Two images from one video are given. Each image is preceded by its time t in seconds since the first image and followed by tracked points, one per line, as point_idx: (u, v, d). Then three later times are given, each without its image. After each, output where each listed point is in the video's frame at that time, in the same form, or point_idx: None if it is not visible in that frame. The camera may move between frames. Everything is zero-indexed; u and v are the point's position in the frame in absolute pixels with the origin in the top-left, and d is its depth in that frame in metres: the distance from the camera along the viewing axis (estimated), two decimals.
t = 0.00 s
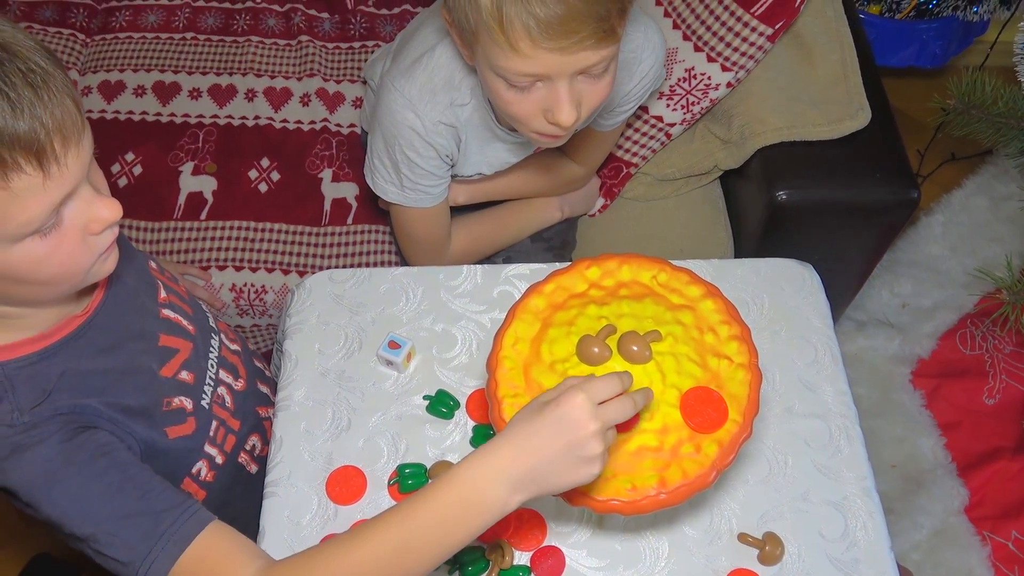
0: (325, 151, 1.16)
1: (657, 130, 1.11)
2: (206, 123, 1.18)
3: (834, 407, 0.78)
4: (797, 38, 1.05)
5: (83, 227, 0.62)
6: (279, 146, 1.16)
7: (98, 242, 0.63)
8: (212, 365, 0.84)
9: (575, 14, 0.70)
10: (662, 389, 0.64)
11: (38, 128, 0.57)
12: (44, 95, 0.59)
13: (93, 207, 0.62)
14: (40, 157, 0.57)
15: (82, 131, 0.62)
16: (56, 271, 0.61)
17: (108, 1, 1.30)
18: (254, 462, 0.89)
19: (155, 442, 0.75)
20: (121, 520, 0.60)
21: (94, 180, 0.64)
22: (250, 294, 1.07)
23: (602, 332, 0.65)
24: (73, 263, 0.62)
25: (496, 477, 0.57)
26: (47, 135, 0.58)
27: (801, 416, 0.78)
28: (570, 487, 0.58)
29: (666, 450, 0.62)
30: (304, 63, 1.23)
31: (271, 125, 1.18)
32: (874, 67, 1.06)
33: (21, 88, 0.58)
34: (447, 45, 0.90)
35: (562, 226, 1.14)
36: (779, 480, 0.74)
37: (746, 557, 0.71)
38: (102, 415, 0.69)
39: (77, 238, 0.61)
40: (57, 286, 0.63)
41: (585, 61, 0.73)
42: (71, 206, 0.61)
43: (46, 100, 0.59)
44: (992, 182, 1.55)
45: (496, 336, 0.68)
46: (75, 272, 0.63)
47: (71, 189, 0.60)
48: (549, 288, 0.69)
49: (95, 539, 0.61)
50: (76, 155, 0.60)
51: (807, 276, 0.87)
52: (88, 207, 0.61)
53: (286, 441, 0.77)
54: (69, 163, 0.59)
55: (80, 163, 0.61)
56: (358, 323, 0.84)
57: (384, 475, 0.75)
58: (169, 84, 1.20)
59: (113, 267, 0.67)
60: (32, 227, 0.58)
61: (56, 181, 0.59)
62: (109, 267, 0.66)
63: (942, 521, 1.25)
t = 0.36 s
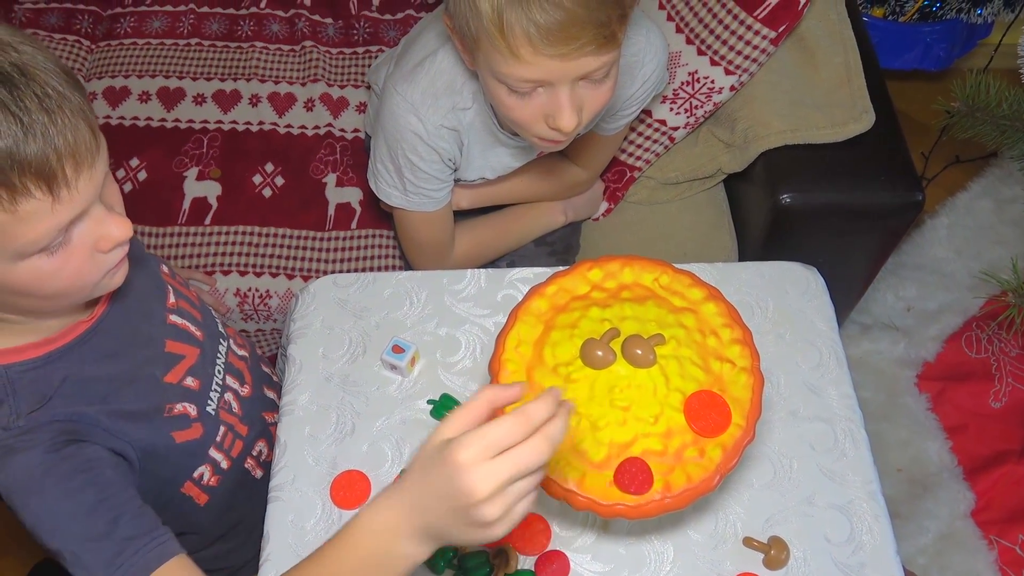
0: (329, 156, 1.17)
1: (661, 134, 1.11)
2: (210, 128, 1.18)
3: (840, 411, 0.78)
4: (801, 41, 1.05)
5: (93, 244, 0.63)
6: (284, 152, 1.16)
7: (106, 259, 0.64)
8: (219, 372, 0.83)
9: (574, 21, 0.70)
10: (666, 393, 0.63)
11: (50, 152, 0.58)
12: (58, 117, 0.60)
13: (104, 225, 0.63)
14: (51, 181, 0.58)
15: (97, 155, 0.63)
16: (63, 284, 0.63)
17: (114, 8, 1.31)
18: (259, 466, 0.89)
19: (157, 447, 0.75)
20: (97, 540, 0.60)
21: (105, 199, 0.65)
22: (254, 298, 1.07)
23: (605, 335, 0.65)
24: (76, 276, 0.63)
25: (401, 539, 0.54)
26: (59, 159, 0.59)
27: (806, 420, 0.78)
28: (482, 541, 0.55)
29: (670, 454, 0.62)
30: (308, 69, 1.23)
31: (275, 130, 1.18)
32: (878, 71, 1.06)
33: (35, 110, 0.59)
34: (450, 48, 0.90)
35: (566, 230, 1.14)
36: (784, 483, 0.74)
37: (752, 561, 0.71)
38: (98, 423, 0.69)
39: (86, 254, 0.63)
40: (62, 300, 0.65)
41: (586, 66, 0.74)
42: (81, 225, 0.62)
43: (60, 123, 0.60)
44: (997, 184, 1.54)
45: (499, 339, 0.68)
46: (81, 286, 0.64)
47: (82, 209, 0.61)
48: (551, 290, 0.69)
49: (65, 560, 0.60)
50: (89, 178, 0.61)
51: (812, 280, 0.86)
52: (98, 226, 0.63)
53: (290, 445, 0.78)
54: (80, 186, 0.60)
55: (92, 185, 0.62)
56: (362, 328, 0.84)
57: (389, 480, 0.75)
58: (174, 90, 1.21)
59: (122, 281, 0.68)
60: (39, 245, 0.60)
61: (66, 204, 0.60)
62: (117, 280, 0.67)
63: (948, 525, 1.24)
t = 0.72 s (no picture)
0: (332, 161, 1.17)
1: (661, 137, 1.11)
2: (213, 134, 1.19)
3: (842, 412, 0.78)
4: (801, 44, 1.05)
5: (100, 260, 0.64)
6: (286, 157, 1.17)
7: (114, 275, 0.65)
8: (221, 378, 0.86)
9: (566, 23, 0.71)
10: (667, 394, 0.63)
11: (62, 175, 0.59)
12: (71, 137, 0.61)
13: (113, 242, 0.64)
14: (61, 205, 0.59)
15: (112, 177, 0.64)
16: (68, 297, 0.64)
17: (118, 15, 1.32)
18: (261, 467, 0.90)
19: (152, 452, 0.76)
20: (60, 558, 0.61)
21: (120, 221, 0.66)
22: (257, 303, 1.07)
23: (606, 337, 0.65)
24: (81, 289, 0.64)
25: (199, 548, 0.69)
26: (72, 182, 0.60)
27: (808, 421, 0.78)
28: None
29: (673, 455, 0.62)
30: (310, 74, 1.24)
31: (278, 135, 1.19)
32: (879, 73, 1.06)
33: (49, 130, 0.60)
34: (449, 51, 0.90)
35: (567, 234, 1.15)
36: (785, 484, 0.74)
37: (754, 562, 0.71)
38: (83, 429, 0.71)
39: (93, 269, 0.64)
40: (68, 310, 0.66)
41: (579, 68, 0.74)
42: (90, 242, 0.63)
43: (73, 144, 0.61)
44: (999, 186, 1.54)
45: (500, 341, 0.68)
46: (87, 299, 0.65)
47: (94, 228, 0.63)
48: (551, 290, 0.69)
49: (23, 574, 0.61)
50: (101, 200, 0.62)
51: (813, 282, 0.86)
52: (108, 242, 0.64)
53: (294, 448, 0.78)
54: (91, 208, 0.62)
55: (104, 207, 0.63)
56: (364, 331, 0.85)
57: (391, 483, 0.76)
58: (177, 96, 1.22)
59: (129, 293, 0.69)
60: (48, 262, 0.61)
61: (76, 225, 0.61)
62: (124, 292, 0.68)
63: (953, 527, 1.24)
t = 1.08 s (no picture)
0: (336, 162, 1.18)
1: (670, 136, 1.12)
2: (218, 136, 1.19)
3: (847, 410, 0.78)
4: (806, 44, 1.06)
5: (106, 248, 0.63)
6: (290, 158, 1.18)
7: (119, 263, 0.65)
8: (229, 375, 0.86)
9: None
10: (674, 391, 0.63)
11: (67, 154, 0.58)
12: (76, 116, 0.59)
13: (118, 228, 0.63)
14: (66, 185, 0.58)
15: (114, 157, 0.62)
16: (72, 283, 0.63)
17: (123, 19, 1.33)
18: (266, 468, 0.93)
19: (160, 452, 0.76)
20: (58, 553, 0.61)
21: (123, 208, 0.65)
22: (264, 304, 1.08)
23: (611, 336, 0.64)
24: (85, 275, 0.63)
25: None
26: (76, 162, 0.59)
27: (813, 419, 0.78)
28: None
29: (680, 452, 0.62)
30: (314, 75, 1.25)
31: (282, 137, 1.20)
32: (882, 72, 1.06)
33: (53, 106, 0.58)
34: None
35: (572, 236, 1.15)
36: (790, 482, 0.74)
37: (760, 560, 0.71)
38: (85, 429, 0.71)
39: (98, 256, 0.63)
40: (71, 296, 0.65)
41: None
42: (96, 227, 0.62)
43: (78, 123, 0.59)
44: (1003, 185, 1.55)
45: (506, 343, 0.69)
46: (90, 286, 0.64)
47: (98, 211, 0.62)
48: (556, 292, 0.70)
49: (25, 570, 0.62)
50: (105, 182, 0.61)
51: (817, 281, 0.87)
52: (113, 229, 0.63)
53: (302, 448, 0.78)
54: (96, 189, 0.60)
55: (108, 188, 0.62)
56: (371, 331, 0.85)
57: (398, 481, 0.76)
58: (182, 98, 1.22)
59: (134, 282, 0.69)
60: (52, 244, 0.60)
61: (80, 207, 0.60)
62: (127, 282, 0.68)
63: (959, 526, 1.24)
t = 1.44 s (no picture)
0: (355, 174, 1.21)
1: (667, 140, 1.11)
2: (239, 148, 1.22)
3: (856, 407, 0.80)
4: (803, 52, 1.07)
5: (95, 213, 0.67)
6: (309, 170, 1.20)
7: (106, 229, 0.68)
8: (230, 360, 0.87)
9: None
10: (690, 384, 0.65)
11: (36, 118, 0.62)
12: (50, 87, 0.63)
13: (107, 195, 0.67)
14: (37, 147, 0.62)
15: (97, 125, 0.66)
16: (62, 244, 0.67)
17: (142, 35, 1.36)
18: (261, 453, 0.95)
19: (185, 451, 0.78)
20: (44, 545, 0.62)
21: (117, 176, 0.69)
22: (280, 309, 1.10)
23: (627, 332, 0.66)
24: (73, 240, 0.67)
25: None
26: (47, 125, 0.63)
27: (823, 416, 0.80)
28: None
29: (697, 444, 0.64)
30: (332, 92, 1.29)
31: (302, 150, 1.23)
32: (884, 80, 1.09)
33: (26, 75, 0.63)
34: None
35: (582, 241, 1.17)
36: (803, 476, 0.76)
37: (775, 553, 0.72)
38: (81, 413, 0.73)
39: (87, 222, 0.67)
40: (67, 257, 0.69)
41: None
42: (85, 193, 0.66)
43: (50, 92, 0.63)
44: (1006, 193, 1.57)
45: (524, 340, 0.70)
46: (81, 248, 0.68)
47: (84, 175, 0.66)
48: (572, 289, 0.71)
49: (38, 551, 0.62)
50: (82, 148, 0.65)
51: (826, 282, 0.89)
52: (102, 196, 0.67)
53: (323, 445, 0.80)
54: (74, 155, 0.64)
55: (88, 156, 0.66)
56: (389, 333, 0.87)
57: (418, 477, 0.78)
58: (203, 113, 1.25)
59: (130, 253, 0.72)
60: (40, 206, 0.64)
61: (58, 170, 0.64)
62: (121, 253, 0.72)
63: (967, 529, 1.25)
